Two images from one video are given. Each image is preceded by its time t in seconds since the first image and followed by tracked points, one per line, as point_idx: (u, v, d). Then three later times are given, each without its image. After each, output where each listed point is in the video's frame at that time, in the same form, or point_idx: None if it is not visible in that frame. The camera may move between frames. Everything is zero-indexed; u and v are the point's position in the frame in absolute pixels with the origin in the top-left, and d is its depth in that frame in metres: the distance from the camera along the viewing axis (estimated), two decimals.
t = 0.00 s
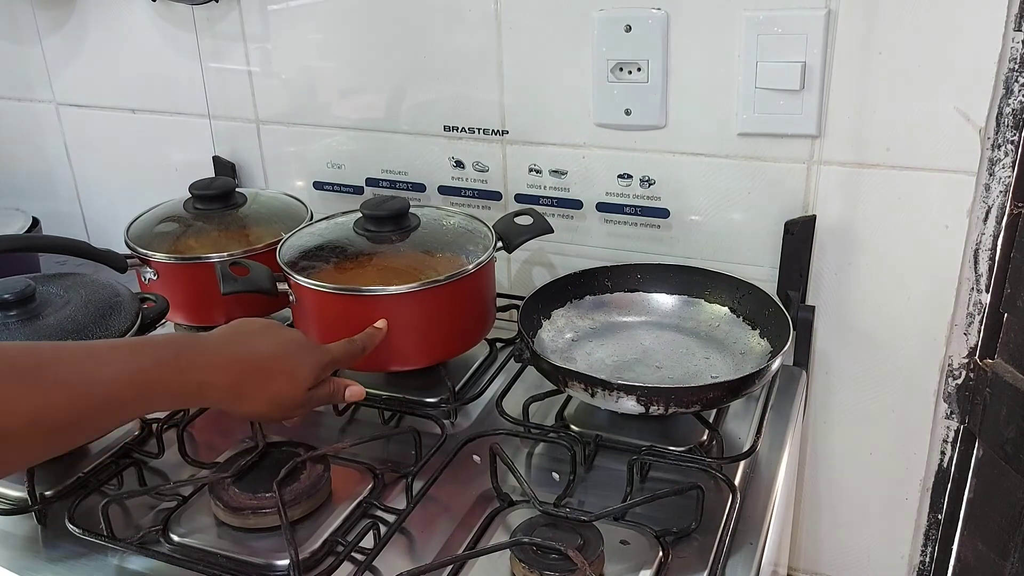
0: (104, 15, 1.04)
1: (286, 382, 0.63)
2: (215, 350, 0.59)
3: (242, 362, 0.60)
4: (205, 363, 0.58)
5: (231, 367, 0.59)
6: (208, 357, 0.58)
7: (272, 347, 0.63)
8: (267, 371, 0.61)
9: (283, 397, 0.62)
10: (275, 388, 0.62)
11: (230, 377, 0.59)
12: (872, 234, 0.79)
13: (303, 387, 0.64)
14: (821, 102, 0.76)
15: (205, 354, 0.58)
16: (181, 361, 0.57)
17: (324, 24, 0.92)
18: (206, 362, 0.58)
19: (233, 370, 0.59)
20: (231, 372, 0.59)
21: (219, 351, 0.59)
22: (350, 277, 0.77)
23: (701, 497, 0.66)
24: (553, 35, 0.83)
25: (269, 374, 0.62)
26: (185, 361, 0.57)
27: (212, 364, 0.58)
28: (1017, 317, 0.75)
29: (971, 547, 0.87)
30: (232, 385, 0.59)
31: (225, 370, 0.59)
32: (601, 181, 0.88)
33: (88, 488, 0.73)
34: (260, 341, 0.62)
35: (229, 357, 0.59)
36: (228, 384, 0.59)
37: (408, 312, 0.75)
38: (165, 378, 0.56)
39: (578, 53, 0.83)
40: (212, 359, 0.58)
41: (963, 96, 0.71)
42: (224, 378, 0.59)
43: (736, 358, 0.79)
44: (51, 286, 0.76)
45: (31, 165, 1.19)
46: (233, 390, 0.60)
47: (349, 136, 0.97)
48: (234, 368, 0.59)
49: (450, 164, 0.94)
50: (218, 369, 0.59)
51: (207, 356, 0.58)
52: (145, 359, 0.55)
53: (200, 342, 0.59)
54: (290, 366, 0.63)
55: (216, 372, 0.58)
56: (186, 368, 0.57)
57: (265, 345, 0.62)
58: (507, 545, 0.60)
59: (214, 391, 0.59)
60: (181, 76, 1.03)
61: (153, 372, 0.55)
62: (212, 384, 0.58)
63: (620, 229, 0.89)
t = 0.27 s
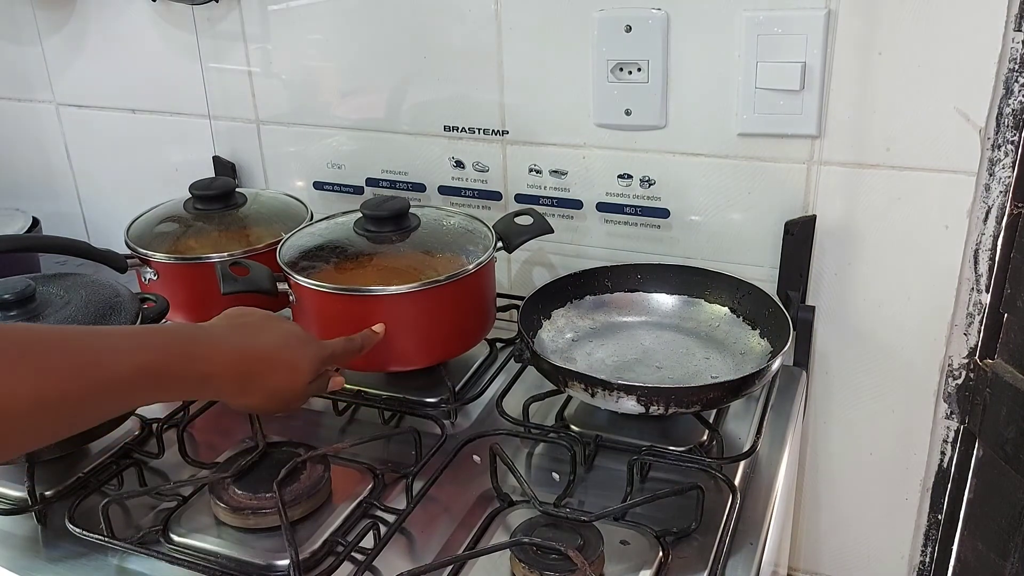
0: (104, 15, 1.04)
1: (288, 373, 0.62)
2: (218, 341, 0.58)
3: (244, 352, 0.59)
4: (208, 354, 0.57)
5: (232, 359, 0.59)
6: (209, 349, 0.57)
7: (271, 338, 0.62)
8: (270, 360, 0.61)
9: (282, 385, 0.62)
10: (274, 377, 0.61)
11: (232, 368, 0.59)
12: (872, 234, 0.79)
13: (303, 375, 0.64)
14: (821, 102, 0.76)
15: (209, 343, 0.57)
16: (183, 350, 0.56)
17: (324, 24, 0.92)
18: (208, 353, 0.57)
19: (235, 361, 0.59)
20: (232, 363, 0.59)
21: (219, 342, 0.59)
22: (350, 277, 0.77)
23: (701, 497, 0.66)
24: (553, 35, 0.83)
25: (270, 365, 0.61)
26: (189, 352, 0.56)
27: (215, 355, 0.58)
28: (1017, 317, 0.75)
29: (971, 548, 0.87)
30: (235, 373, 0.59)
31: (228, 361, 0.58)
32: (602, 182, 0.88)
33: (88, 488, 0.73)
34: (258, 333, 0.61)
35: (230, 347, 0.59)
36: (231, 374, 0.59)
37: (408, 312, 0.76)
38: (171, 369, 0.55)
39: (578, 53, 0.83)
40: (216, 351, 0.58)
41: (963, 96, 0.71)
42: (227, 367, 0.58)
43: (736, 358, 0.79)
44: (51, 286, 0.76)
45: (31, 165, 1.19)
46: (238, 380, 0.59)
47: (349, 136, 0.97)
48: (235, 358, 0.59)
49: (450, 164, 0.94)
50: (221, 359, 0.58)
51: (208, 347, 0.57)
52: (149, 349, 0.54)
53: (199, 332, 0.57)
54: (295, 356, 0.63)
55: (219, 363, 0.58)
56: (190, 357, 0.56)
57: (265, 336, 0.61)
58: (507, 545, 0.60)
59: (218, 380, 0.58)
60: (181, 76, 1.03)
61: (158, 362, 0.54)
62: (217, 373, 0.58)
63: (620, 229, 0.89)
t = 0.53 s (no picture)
0: (104, 16, 1.04)
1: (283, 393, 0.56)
2: (200, 360, 0.50)
3: (249, 368, 0.54)
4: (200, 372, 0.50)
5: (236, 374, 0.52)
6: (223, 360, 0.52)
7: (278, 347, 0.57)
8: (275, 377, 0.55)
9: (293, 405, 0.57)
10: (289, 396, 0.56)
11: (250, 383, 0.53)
12: (872, 234, 0.79)
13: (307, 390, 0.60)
14: (820, 102, 0.76)
15: (178, 362, 0.48)
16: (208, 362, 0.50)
17: (324, 24, 0.92)
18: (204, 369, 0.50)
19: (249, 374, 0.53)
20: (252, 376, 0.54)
21: (203, 357, 0.50)
22: (350, 277, 0.77)
23: (701, 497, 0.66)
24: (552, 35, 0.83)
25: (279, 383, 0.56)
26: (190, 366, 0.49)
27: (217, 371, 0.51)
28: (1017, 317, 0.75)
29: (971, 548, 0.87)
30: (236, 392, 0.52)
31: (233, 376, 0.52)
32: (602, 182, 0.88)
33: (88, 488, 0.73)
34: (260, 347, 0.56)
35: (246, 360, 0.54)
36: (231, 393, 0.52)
37: (408, 312, 0.76)
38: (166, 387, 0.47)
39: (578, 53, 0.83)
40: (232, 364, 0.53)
41: (963, 96, 0.71)
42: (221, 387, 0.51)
43: (736, 358, 0.79)
44: (51, 286, 0.76)
45: (30, 165, 1.19)
46: (239, 400, 0.53)
47: (349, 136, 0.97)
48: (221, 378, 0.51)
49: (450, 164, 0.94)
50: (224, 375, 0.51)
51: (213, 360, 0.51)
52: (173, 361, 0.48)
53: (182, 345, 0.50)
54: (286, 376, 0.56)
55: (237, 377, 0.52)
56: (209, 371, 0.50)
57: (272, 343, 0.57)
58: (507, 545, 0.60)
59: (222, 400, 0.51)
60: (181, 77, 1.03)
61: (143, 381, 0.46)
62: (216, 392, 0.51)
63: (620, 229, 0.89)
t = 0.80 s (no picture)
0: (104, 16, 1.04)
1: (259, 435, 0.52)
2: (180, 406, 0.46)
3: (230, 406, 0.50)
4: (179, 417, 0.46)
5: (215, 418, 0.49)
6: (201, 401, 0.48)
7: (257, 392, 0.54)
8: (252, 422, 0.51)
9: (274, 443, 0.53)
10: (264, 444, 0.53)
11: (230, 427, 0.50)
12: (872, 234, 0.79)
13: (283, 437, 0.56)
14: (820, 102, 0.76)
15: (164, 406, 0.45)
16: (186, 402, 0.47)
17: (324, 24, 0.92)
18: (184, 414, 0.46)
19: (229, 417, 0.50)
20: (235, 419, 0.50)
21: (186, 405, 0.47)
22: (351, 277, 0.77)
23: (701, 497, 0.66)
24: (552, 35, 0.83)
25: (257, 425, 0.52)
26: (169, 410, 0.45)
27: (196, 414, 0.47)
28: (1017, 317, 0.75)
29: (971, 548, 0.87)
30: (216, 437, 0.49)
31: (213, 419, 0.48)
32: (602, 181, 0.88)
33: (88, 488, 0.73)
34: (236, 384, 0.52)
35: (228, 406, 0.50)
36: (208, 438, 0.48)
37: (408, 312, 0.75)
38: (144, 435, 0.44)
39: (578, 53, 0.83)
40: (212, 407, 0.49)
41: (963, 95, 0.71)
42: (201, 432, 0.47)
43: (736, 358, 0.79)
44: (51, 287, 0.76)
45: (31, 166, 1.19)
46: (219, 445, 0.49)
47: (349, 137, 0.97)
48: (204, 424, 0.48)
49: (450, 164, 0.94)
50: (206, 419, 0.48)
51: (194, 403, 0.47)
52: (151, 404, 0.44)
53: (164, 384, 0.46)
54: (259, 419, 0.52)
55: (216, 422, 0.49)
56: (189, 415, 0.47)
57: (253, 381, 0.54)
58: (507, 545, 0.60)
59: (201, 447, 0.48)
60: (181, 77, 1.03)
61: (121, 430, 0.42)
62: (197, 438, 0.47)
63: (620, 229, 0.89)
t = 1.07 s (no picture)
0: (104, 16, 1.04)
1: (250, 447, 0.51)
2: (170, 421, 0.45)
3: (220, 419, 0.49)
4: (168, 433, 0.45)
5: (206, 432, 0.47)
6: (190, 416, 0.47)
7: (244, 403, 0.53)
8: (244, 433, 0.50)
9: (267, 454, 0.52)
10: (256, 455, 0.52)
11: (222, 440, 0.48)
12: (871, 234, 0.79)
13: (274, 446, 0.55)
14: (820, 102, 0.76)
15: (155, 421, 0.44)
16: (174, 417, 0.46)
17: (324, 24, 0.92)
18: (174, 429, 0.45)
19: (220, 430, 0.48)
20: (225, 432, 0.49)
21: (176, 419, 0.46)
22: (351, 277, 0.77)
23: (701, 497, 0.66)
24: (552, 35, 0.83)
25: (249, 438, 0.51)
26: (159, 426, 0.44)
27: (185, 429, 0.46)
28: (1017, 317, 0.75)
29: (971, 547, 0.87)
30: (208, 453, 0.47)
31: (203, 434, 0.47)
32: (602, 181, 0.88)
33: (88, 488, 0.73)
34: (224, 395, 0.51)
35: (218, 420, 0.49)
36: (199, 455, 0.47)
37: (408, 312, 0.75)
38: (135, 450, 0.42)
39: (578, 53, 0.83)
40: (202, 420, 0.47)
41: (963, 96, 0.71)
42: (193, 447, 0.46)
43: (736, 358, 0.79)
44: (51, 286, 0.76)
45: (31, 166, 1.19)
46: (212, 461, 0.48)
47: (349, 136, 0.97)
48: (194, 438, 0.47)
49: (450, 164, 0.94)
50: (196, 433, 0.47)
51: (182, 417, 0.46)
52: (139, 418, 0.43)
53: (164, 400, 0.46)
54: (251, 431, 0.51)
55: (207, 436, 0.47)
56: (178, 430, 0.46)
57: (241, 390, 0.52)
58: (507, 545, 0.60)
59: (192, 462, 0.46)
60: (181, 77, 1.03)
61: (111, 445, 0.41)
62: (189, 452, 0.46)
63: (620, 229, 0.89)
